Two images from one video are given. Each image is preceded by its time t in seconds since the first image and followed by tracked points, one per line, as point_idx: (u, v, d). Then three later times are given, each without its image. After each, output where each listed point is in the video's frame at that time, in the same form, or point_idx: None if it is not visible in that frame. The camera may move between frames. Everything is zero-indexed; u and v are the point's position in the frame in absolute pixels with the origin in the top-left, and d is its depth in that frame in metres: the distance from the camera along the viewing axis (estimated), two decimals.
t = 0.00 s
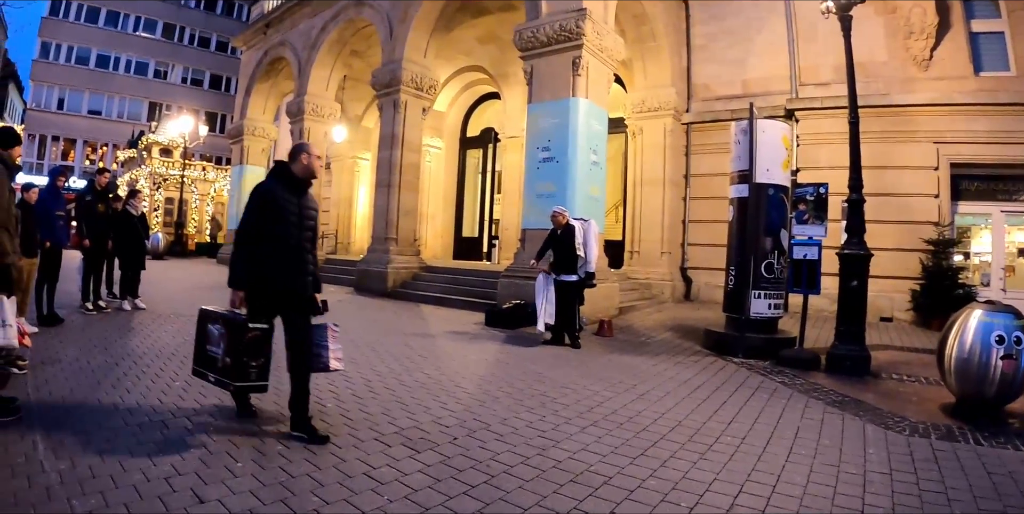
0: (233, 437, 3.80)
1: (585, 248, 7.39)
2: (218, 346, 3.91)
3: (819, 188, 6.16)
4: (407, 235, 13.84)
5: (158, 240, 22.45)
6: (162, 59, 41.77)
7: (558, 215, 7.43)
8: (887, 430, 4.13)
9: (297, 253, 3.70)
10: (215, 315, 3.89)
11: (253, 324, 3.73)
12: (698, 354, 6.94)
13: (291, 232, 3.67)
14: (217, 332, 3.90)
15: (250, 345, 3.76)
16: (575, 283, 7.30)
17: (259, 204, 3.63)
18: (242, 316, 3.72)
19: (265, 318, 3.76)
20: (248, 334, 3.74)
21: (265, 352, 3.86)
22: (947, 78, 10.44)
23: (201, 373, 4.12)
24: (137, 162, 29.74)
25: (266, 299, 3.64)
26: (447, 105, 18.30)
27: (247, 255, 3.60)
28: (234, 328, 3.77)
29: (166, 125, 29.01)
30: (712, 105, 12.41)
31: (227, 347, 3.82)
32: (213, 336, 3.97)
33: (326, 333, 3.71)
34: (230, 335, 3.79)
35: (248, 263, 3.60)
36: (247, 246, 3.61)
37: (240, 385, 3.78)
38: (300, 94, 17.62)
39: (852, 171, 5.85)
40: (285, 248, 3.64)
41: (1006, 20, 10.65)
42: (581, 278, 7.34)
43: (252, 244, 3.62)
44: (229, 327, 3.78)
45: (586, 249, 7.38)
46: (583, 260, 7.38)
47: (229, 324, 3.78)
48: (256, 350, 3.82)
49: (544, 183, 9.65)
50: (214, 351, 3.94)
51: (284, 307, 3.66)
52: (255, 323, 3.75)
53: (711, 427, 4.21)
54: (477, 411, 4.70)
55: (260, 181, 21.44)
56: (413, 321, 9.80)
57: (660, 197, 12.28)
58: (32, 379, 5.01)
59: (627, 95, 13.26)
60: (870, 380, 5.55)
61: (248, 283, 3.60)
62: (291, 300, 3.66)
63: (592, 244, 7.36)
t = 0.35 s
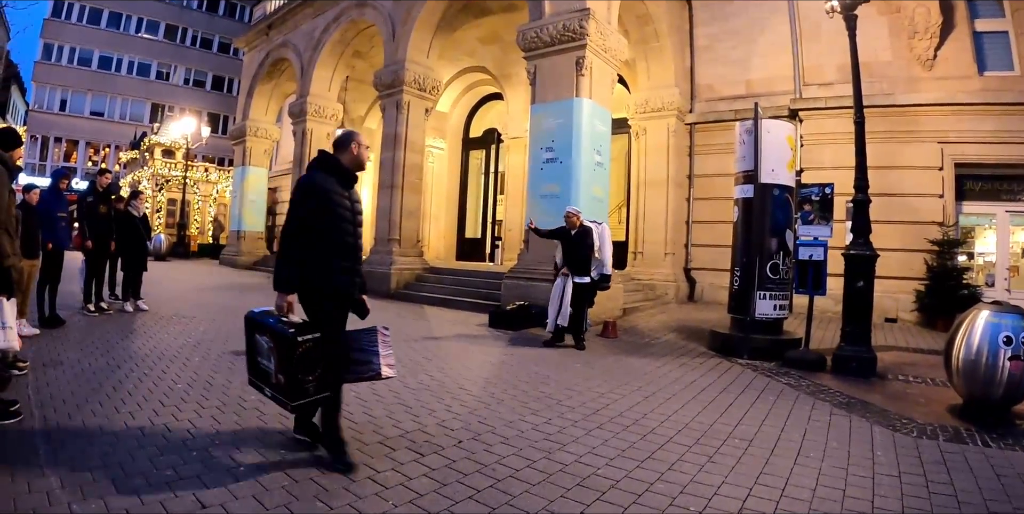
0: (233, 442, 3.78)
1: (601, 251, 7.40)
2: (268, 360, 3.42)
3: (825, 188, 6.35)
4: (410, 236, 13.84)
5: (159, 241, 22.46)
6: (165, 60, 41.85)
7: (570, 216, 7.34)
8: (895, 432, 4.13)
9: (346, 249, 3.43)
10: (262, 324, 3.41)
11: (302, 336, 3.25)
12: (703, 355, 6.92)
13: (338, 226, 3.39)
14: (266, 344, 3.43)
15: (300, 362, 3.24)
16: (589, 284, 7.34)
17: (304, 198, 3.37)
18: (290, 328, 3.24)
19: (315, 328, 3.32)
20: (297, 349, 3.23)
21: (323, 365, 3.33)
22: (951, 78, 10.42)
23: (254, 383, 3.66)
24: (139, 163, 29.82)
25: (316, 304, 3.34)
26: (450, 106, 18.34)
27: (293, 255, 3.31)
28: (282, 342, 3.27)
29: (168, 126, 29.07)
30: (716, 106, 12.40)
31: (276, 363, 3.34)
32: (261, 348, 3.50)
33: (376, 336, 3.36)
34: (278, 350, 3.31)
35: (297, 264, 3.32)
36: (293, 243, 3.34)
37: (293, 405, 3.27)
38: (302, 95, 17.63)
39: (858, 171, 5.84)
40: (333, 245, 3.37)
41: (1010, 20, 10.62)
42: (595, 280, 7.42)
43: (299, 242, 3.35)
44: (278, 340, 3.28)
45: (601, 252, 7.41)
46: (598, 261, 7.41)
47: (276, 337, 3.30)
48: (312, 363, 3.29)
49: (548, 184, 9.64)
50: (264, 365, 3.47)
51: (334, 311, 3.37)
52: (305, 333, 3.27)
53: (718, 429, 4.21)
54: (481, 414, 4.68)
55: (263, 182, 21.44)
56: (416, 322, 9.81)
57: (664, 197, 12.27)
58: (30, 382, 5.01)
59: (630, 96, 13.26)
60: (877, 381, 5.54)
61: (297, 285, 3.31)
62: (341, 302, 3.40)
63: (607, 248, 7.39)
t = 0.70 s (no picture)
0: (238, 450, 3.75)
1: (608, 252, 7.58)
2: (335, 390, 3.10)
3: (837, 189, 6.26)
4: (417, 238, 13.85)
5: (165, 243, 22.57)
6: (170, 62, 42.02)
7: (578, 218, 7.35)
8: (910, 436, 4.12)
9: (416, 259, 3.03)
10: (329, 351, 3.11)
11: (380, 364, 2.90)
12: (714, 358, 6.91)
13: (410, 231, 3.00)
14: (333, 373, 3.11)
15: (377, 391, 2.91)
16: (602, 285, 7.36)
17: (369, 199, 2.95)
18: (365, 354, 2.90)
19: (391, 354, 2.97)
20: (376, 376, 2.89)
21: (397, 396, 3.00)
22: (960, 77, 10.36)
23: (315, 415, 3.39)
24: (145, 164, 29.97)
25: (391, 324, 2.97)
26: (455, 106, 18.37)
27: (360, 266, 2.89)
28: (356, 370, 2.95)
29: (174, 128, 29.19)
30: (724, 106, 12.37)
31: (347, 394, 3.01)
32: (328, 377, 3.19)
33: (441, 354, 3.18)
34: (351, 379, 2.99)
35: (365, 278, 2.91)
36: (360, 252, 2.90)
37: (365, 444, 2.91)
38: (308, 96, 17.66)
39: (870, 172, 5.82)
40: (402, 254, 2.98)
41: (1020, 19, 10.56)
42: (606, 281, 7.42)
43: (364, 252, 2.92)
44: (351, 368, 2.96)
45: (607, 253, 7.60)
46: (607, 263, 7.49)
47: (348, 364, 2.97)
48: (389, 394, 2.98)
49: (556, 185, 9.62)
50: (330, 397, 3.16)
51: (404, 330, 3.01)
52: (381, 361, 2.92)
53: (731, 433, 4.21)
54: (491, 419, 4.65)
55: (268, 183, 21.49)
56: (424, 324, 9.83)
57: (671, 198, 12.26)
58: (29, 386, 5.00)
59: (637, 96, 13.24)
60: (889, 384, 5.52)
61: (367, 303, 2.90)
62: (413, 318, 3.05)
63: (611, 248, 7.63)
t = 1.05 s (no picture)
0: (245, 457, 3.67)
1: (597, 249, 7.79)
2: (433, 424, 2.63)
3: (851, 190, 6.28)
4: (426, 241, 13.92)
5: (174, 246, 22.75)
6: (178, 66, 42.34)
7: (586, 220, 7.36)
8: (927, 442, 4.12)
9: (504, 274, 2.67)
10: (420, 379, 2.62)
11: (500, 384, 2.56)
12: (727, 361, 6.92)
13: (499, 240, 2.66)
14: (429, 405, 2.62)
15: (497, 413, 2.56)
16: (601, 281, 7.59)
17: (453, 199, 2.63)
18: (483, 375, 2.52)
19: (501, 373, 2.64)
20: (496, 397, 2.54)
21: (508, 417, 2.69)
22: (972, 77, 10.31)
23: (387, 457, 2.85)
24: (154, 167, 30.24)
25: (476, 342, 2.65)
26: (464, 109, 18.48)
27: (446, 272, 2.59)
28: (469, 395, 2.55)
29: (183, 132, 29.46)
30: (734, 107, 12.37)
31: (457, 424, 2.59)
32: (416, 411, 2.66)
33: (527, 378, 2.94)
34: (462, 408, 2.56)
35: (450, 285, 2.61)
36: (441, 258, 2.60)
37: (489, 473, 2.57)
38: (316, 99, 17.76)
39: (884, 174, 5.82)
40: (491, 266, 2.62)
41: None
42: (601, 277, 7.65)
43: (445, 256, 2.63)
44: (461, 394, 2.54)
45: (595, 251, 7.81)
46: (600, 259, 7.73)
47: (457, 390, 2.54)
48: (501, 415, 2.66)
49: (566, 188, 9.64)
50: (422, 433, 2.66)
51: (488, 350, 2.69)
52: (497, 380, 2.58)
53: (747, 440, 4.23)
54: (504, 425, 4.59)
55: (277, 187, 21.63)
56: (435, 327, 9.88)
57: (682, 200, 12.26)
58: (36, 391, 5.00)
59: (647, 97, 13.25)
60: (905, 388, 5.51)
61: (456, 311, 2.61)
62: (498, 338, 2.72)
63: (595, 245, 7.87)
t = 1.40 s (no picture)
0: (256, 461, 3.66)
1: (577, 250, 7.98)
2: (547, 444, 2.05)
3: (865, 192, 6.30)
4: (436, 243, 14.01)
5: (184, 248, 22.97)
6: (188, 68, 42.74)
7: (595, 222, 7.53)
8: (943, 446, 4.15)
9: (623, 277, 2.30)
10: (537, 390, 2.07)
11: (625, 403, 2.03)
12: (740, 365, 6.95)
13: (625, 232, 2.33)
14: (545, 422, 2.06)
15: (623, 438, 2.03)
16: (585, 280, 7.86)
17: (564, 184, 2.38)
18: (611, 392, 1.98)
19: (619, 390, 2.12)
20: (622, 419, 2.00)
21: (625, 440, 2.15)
22: (984, 78, 10.27)
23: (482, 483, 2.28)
24: (164, 169, 30.56)
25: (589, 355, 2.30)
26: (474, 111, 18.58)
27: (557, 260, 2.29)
28: (592, 414, 1.98)
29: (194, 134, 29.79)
30: (745, 109, 12.37)
31: (577, 446, 2.00)
32: (525, 425, 2.10)
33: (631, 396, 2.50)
34: (583, 428, 1.99)
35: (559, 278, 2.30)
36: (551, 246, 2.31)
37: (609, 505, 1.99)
38: (326, 101, 17.91)
39: (899, 176, 5.83)
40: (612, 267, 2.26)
41: None
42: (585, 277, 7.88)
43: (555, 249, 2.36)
44: (587, 411, 1.98)
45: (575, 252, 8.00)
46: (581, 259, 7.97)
47: (583, 406, 1.99)
48: (623, 441, 2.09)
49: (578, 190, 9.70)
50: (534, 454, 2.08)
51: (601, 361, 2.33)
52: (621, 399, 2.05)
53: (763, 444, 4.26)
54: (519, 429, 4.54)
55: (287, 189, 21.81)
56: (447, 330, 9.96)
57: (693, 203, 12.25)
58: (44, 393, 5.04)
59: (659, 99, 13.27)
60: (919, 393, 5.52)
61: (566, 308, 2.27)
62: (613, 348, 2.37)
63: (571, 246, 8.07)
